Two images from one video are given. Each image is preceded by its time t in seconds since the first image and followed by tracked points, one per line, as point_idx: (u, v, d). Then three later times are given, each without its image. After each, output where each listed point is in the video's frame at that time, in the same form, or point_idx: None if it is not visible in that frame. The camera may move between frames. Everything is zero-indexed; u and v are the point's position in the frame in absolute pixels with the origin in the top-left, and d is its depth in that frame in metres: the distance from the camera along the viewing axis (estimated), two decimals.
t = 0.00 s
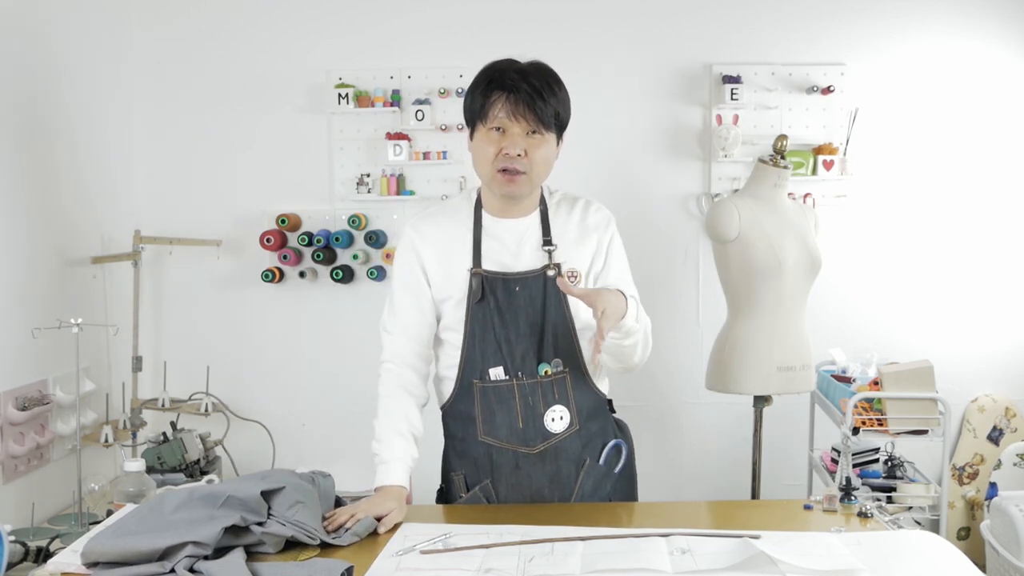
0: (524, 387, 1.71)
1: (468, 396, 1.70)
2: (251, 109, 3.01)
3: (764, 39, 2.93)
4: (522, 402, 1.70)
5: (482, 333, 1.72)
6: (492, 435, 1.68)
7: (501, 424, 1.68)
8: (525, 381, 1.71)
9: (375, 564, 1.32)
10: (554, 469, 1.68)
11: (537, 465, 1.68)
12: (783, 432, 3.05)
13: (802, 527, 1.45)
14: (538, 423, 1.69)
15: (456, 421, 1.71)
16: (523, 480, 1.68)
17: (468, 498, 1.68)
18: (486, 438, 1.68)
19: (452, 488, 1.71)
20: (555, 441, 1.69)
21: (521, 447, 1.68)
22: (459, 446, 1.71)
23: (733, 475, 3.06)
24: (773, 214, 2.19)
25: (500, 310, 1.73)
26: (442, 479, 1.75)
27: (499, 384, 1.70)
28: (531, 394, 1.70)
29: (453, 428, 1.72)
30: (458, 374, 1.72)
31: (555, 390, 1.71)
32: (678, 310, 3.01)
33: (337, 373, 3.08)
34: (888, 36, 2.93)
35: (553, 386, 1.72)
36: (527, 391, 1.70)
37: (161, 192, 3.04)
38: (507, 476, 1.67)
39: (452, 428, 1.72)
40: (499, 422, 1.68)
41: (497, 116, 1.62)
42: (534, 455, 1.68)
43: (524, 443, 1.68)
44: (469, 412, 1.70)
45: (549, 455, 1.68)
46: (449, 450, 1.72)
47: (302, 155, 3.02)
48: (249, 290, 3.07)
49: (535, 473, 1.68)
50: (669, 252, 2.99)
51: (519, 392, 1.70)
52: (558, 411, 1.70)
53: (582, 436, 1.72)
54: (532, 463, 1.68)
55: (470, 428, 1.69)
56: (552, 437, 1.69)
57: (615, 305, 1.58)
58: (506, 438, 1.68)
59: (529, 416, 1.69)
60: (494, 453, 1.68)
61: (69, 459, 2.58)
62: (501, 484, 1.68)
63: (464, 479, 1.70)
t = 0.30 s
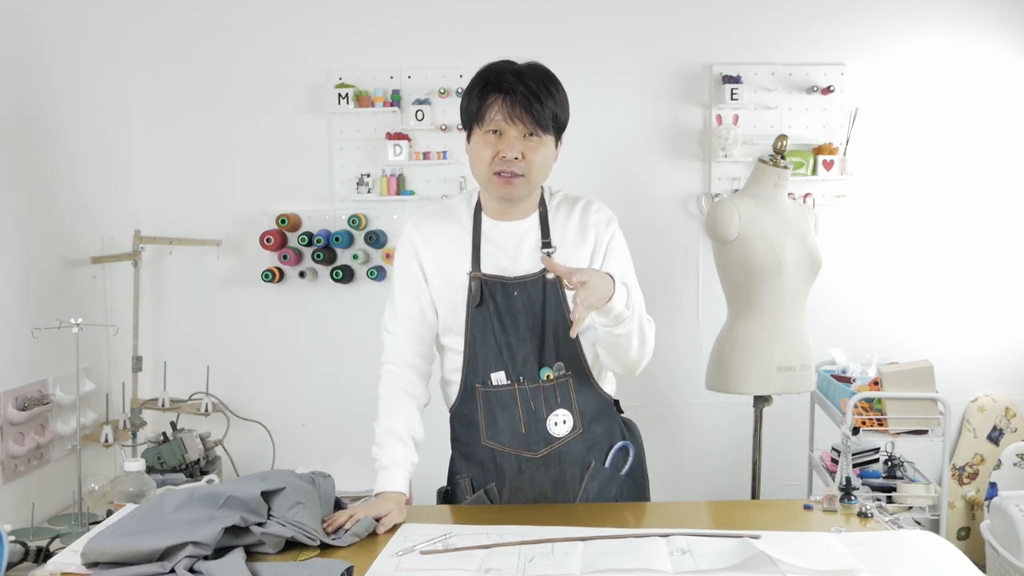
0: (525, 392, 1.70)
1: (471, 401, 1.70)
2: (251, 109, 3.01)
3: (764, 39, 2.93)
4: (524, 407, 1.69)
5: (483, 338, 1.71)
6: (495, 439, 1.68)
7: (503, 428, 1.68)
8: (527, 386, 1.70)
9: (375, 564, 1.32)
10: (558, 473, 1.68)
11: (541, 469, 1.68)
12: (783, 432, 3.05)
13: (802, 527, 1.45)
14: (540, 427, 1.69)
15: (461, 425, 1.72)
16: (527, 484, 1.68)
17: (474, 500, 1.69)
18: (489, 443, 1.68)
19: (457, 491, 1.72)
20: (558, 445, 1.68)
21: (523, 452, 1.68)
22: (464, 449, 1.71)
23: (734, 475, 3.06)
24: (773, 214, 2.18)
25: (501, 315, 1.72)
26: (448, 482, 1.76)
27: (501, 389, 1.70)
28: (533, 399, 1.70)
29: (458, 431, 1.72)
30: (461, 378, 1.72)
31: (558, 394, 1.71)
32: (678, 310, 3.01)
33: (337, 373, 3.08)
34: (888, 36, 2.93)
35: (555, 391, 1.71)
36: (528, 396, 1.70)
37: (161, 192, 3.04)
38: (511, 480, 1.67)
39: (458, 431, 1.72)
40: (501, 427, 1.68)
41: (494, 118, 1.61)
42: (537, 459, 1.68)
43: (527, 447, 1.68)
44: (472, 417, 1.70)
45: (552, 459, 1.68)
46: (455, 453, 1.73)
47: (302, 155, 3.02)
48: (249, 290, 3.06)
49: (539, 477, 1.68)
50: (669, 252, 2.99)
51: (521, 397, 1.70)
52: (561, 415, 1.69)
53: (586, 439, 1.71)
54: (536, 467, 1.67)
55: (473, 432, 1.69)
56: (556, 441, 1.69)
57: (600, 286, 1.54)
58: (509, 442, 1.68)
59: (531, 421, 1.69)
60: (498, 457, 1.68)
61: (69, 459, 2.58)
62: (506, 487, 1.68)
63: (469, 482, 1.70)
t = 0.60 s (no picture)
0: (526, 394, 1.70)
1: (472, 401, 1.70)
2: (251, 109, 3.01)
3: (764, 39, 2.92)
4: (525, 408, 1.69)
5: (484, 339, 1.71)
6: (495, 440, 1.68)
7: (504, 429, 1.68)
8: (528, 387, 1.70)
9: (375, 564, 1.32)
10: (559, 475, 1.68)
11: (542, 470, 1.68)
12: (783, 432, 3.05)
13: (802, 527, 1.45)
14: (542, 429, 1.69)
15: (462, 425, 1.72)
16: (527, 485, 1.68)
17: (474, 500, 1.69)
18: (490, 444, 1.68)
19: (458, 491, 1.72)
20: (559, 446, 1.68)
21: (524, 453, 1.67)
22: (464, 450, 1.71)
23: (734, 475, 3.06)
24: (773, 214, 2.18)
25: (502, 316, 1.72)
26: (448, 482, 1.76)
27: (502, 390, 1.69)
28: (534, 400, 1.70)
29: (459, 431, 1.73)
30: (462, 378, 1.72)
31: (559, 395, 1.71)
32: (678, 310, 3.01)
33: (337, 373, 3.08)
34: (888, 36, 2.93)
35: (556, 392, 1.71)
36: (530, 398, 1.70)
37: (161, 192, 3.04)
38: (512, 481, 1.67)
39: (459, 432, 1.73)
40: (502, 428, 1.68)
41: (495, 118, 1.60)
42: (538, 460, 1.68)
43: (527, 449, 1.68)
44: (473, 417, 1.70)
45: (553, 460, 1.68)
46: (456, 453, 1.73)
47: (302, 155, 3.02)
48: (249, 290, 3.07)
49: (539, 478, 1.68)
50: (669, 252, 2.99)
51: (522, 398, 1.69)
52: (562, 416, 1.69)
53: (588, 440, 1.71)
54: (537, 468, 1.67)
55: (474, 432, 1.69)
56: (557, 442, 1.69)
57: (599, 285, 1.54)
58: (510, 443, 1.68)
59: (532, 422, 1.69)
60: (499, 458, 1.68)
61: (69, 459, 2.58)
62: (507, 487, 1.68)
63: (469, 482, 1.71)
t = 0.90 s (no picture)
0: (529, 395, 1.70)
1: (474, 402, 1.71)
2: (251, 109, 3.01)
3: (764, 39, 2.93)
4: (528, 410, 1.69)
5: (487, 340, 1.71)
6: (498, 441, 1.68)
7: (507, 431, 1.68)
8: (531, 388, 1.70)
9: (375, 564, 1.32)
10: (561, 476, 1.68)
11: (544, 472, 1.68)
12: (783, 432, 3.05)
13: (802, 527, 1.45)
14: (544, 430, 1.69)
15: (464, 426, 1.72)
16: (529, 486, 1.68)
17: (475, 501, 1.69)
18: (492, 445, 1.68)
19: (458, 492, 1.72)
20: (562, 448, 1.68)
21: (527, 454, 1.67)
22: (466, 451, 1.71)
23: (734, 476, 3.06)
24: (773, 214, 2.18)
25: (505, 317, 1.72)
26: (448, 483, 1.76)
27: (505, 392, 1.70)
28: (537, 402, 1.70)
29: (462, 432, 1.72)
30: (465, 379, 1.72)
31: (561, 397, 1.71)
32: (678, 310, 3.01)
33: (337, 373, 3.08)
34: (888, 36, 2.93)
35: (559, 394, 1.71)
36: (533, 400, 1.70)
37: (161, 192, 3.04)
38: (514, 482, 1.67)
39: (460, 432, 1.73)
40: (505, 430, 1.68)
41: (504, 116, 1.60)
42: (540, 462, 1.68)
43: (530, 450, 1.67)
44: (475, 418, 1.70)
45: (555, 462, 1.68)
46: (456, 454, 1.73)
47: (302, 155, 3.02)
48: (249, 290, 3.07)
49: (542, 479, 1.67)
50: (669, 252, 2.99)
51: (525, 400, 1.70)
52: (565, 418, 1.69)
53: (590, 442, 1.71)
54: (539, 470, 1.67)
55: (476, 433, 1.69)
56: (559, 444, 1.69)
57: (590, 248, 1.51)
58: (511, 445, 1.68)
59: (535, 424, 1.69)
60: (501, 459, 1.68)
61: (69, 459, 2.58)
62: (508, 488, 1.68)
63: (470, 484, 1.70)
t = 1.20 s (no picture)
0: (526, 398, 1.69)
1: (472, 405, 1.70)
2: (252, 109, 3.01)
3: (764, 39, 2.93)
4: (525, 413, 1.68)
5: (484, 344, 1.70)
6: (496, 444, 1.67)
7: (505, 434, 1.68)
8: (528, 392, 1.69)
9: (375, 564, 1.32)
10: (560, 478, 1.68)
11: (542, 474, 1.68)
12: (784, 431, 3.05)
13: (802, 527, 1.45)
14: (542, 433, 1.68)
15: (463, 429, 1.71)
16: (528, 488, 1.68)
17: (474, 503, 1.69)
18: (490, 448, 1.68)
19: (458, 493, 1.72)
20: (560, 450, 1.68)
21: (524, 457, 1.67)
22: (464, 453, 1.71)
23: (734, 476, 3.06)
24: (774, 214, 2.18)
25: (502, 320, 1.71)
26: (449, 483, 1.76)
27: (502, 395, 1.69)
28: (534, 405, 1.69)
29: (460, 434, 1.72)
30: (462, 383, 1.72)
31: (559, 401, 1.70)
32: (678, 310, 3.01)
33: (337, 373, 3.08)
34: (888, 36, 2.93)
35: (556, 397, 1.69)
36: (530, 403, 1.69)
37: (161, 192, 3.04)
38: (512, 484, 1.68)
39: (459, 435, 1.72)
40: (503, 433, 1.68)
41: (518, 117, 1.59)
42: (538, 464, 1.67)
43: (528, 453, 1.67)
44: (473, 420, 1.70)
45: (554, 464, 1.68)
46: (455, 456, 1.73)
47: (302, 155, 3.02)
48: (249, 290, 3.07)
49: (540, 481, 1.68)
50: (669, 252, 2.99)
51: (522, 403, 1.69)
52: (563, 421, 1.69)
53: (590, 444, 1.70)
54: (537, 473, 1.68)
55: (474, 436, 1.69)
56: (558, 446, 1.68)
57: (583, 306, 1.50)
58: (509, 448, 1.67)
59: (533, 427, 1.68)
60: (499, 461, 1.68)
61: (69, 459, 2.58)
62: (507, 489, 1.68)
63: (469, 486, 1.71)
